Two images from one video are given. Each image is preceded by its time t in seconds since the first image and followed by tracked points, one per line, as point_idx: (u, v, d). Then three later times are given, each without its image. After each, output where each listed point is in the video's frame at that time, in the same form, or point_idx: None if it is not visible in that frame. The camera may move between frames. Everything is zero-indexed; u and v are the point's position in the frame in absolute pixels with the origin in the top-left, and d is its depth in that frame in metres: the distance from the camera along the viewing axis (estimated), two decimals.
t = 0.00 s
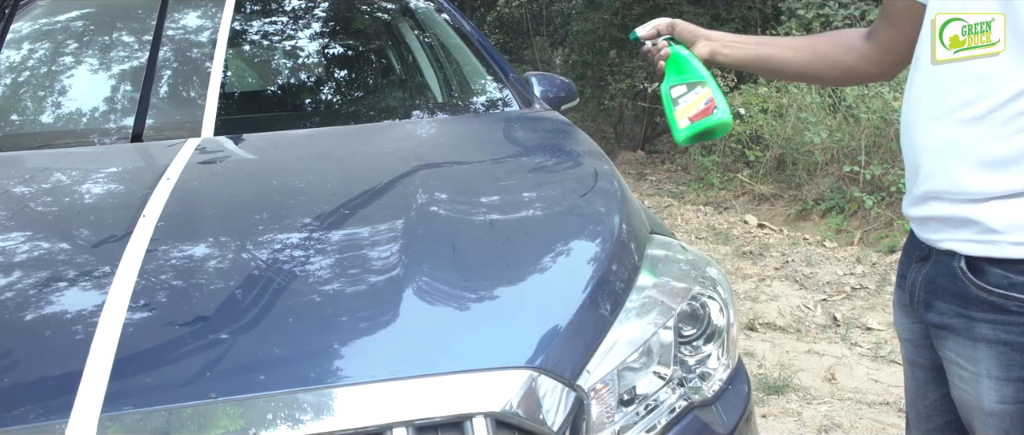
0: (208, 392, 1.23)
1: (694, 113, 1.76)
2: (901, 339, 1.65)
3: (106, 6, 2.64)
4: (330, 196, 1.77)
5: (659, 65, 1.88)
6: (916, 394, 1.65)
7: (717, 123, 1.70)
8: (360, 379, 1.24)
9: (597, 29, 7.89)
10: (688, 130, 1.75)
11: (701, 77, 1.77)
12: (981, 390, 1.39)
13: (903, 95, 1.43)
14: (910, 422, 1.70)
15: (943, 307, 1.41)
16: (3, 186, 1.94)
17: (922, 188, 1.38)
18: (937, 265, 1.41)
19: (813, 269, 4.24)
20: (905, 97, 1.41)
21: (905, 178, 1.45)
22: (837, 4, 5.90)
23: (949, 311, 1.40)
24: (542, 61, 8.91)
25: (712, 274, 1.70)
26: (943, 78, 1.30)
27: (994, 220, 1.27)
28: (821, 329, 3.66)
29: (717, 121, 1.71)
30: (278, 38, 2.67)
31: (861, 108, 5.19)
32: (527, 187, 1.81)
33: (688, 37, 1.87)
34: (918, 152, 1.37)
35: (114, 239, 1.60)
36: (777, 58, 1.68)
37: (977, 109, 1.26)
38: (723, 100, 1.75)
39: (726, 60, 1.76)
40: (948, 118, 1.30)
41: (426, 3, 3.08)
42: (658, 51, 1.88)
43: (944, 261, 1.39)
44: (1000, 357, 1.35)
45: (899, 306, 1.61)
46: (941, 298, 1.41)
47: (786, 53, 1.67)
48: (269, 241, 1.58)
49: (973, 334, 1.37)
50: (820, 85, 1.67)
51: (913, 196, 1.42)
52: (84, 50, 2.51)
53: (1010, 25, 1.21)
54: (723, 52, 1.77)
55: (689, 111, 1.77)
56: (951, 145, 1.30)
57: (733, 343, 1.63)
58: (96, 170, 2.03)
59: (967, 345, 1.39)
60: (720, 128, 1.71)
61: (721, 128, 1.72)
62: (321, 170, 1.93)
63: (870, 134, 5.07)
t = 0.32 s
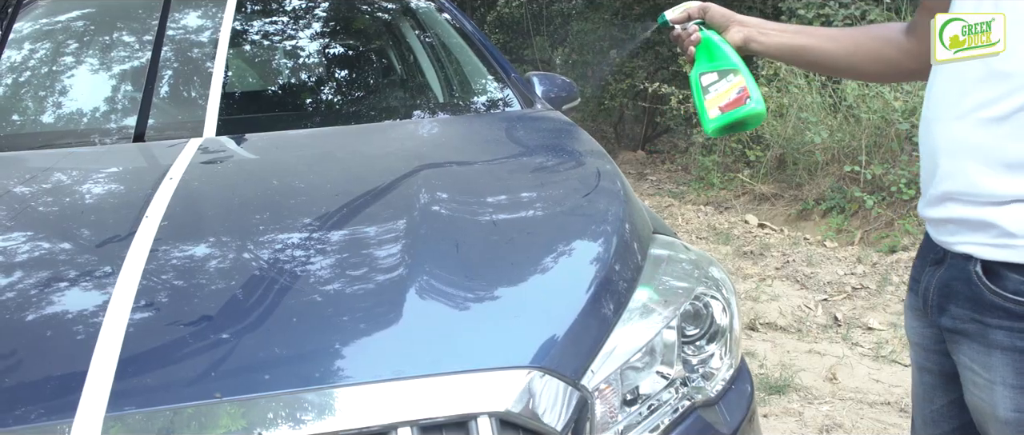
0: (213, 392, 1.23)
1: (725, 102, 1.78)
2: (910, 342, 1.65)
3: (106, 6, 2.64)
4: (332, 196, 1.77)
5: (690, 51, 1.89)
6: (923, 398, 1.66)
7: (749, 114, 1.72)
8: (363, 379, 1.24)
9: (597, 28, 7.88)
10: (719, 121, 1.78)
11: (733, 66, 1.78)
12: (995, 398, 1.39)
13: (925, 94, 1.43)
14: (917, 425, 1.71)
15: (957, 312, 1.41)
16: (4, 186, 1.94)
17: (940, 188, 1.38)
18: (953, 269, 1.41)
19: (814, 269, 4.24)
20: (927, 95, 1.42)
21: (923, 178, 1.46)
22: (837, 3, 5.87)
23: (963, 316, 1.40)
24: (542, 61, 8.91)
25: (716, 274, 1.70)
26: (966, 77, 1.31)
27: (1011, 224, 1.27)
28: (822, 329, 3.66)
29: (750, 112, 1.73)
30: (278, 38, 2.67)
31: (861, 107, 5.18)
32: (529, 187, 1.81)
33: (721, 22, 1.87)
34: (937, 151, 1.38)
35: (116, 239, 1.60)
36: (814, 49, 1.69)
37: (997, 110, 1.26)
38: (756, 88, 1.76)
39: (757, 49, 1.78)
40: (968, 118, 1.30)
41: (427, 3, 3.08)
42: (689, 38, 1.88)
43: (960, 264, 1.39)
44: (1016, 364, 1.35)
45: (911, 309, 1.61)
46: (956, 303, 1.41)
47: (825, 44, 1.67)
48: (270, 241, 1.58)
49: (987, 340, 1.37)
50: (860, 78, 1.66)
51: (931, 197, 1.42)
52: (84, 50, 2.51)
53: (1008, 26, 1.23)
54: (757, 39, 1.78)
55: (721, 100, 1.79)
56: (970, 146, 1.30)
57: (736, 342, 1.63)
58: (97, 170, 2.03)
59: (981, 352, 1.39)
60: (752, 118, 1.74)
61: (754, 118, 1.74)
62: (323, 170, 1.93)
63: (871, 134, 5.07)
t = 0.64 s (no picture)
0: (217, 392, 1.23)
1: (752, 115, 1.73)
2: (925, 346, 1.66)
3: (107, 6, 2.64)
4: (334, 196, 1.77)
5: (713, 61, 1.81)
6: (934, 402, 1.66)
7: (780, 127, 1.69)
8: (365, 378, 1.24)
9: (597, 28, 7.88)
10: (746, 135, 1.74)
11: (760, 77, 1.72)
12: (1018, 405, 1.39)
13: (950, 95, 1.43)
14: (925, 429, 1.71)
15: (980, 317, 1.41)
16: (5, 185, 1.94)
17: (964, 191, 1.38)
18: (974, 273, 1.41)
19: (815, 269, 4.23)
20: (951, 95, 1.42)
21: (946, 180, 1.45)
22: (838, 3, 5.86)
23: (986, 321, 1.40)
24: (542, 61, 8.91)
25: (718, 273, 1.70)
26: (995, 77, 1.30)
27: None
28: (823, 329, 3.65)
29: (781, 125, 1.69)
30: (278, 38, 2.66)
31: (862, 107, 5.18)
32: (531, 186, 1.81)
33: (745, 30, 1.79)
34: (962, 152, 1.37)
35: (118, 239, 1.60)
36: (851, 57, 1.63)
37: None
38: (786, 99, 1.72)
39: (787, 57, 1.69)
40: (998, 119, 1.29)
41: (428, 3, 3.08)
42: (711, 47, 1.80)
43: (983, 268, 1.38)
44: None
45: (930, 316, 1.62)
46: (979, 307, 1.41)
47: (857, 52, 1.62)
48: (271, 241, 1.58)
49: (1012, 347, 1.36)
50: (891, 86, 1.64)
51: (954, 199, 1.42)
52: (85, 50, 2.51)
53: (1009, 26, 1.26)
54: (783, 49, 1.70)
55: (748, 113, 1.74)
56: (999, 148, 1.30)
57: (739, 342, 1.63)
58: (97, 169, 2.03)
59: (1005, 359, 1.38)
60: (783, 131, 1.70)
61: (784, 131, 1.70)
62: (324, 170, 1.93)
63: (872, 133, 5.08)
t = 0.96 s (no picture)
0: (223, 391, 1.23)
1: (784, 131, 1.65)
2: (938, 348, 1.65)
3: (108, 5, 2.64)
4: (335, 196, 1.76)
5: (738, 74, 1.77)
6: (944, 405, 1.65)
7: (813, 143, 1.59)
8: (369, 378, 1.24)
9: (597, 28, 7.89)
10: (777, 152, 1.65)
11: (791, 91, 1.66)
12: None
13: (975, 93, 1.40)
14: (933, 431, 1.71)
15: (1003, 320, 1.40)
16: (6, 185, 1.94)
17: (989, 192, 1.35)
18: (996, 275, 1.40)
19: (816, 269, 4.24)
20: (977, 93, 1.38)
21: (970, 180, 1.43)
22: (839, 2, 5.84)
23: (1009, 325, 1.39)
24: (543, 61, 8.92)
25: (721, 273, 1.70)
26: None
27: None
28: (824, 329, 3.65)
29: (814, 141, 1.60)
30: (279, 38, 2.67)
31: (864, 107, 5.17)
32: (533, 186, 1.81)
33: (772, 42, 1.77)
34: (987, 154, 1.34)
35: (122, 239, 1.60)
36: (884, 65, 1.64)
37: None
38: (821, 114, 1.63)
39: (818, 68, 1.70)
40: None
41: (428, 3, 3.08)
42: (737, 59, 1.77)
43: (1007, 271, 1.37)
44: None
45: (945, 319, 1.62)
46: (1002, 310, 1.40)
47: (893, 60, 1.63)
48: (272, 241, 1.58)
49: None
50: (926, 93, 1.62)
51: (978, 201, 1.39)
52: (86, 50, 2.51)
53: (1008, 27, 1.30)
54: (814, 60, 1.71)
55: (779, 129, 1.66)
56: None
57: (742, 342, 1.63)
58: (98, 169, 2.03)
59: None
60: (816, 148, 1.60)
61: (818, 148, 1.61)
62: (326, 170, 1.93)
63: (873, 133, 5.08)
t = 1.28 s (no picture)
0: (228, 392, 1.23)
1: (814, 141, 1.58)
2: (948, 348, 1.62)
3: (109, 5, 2.64)
4: (336, 196, 1.76)
5: (764, 81, 1.72)
6: (953, 405, 1.62)
7: (846, 154, 1.53)
8: (373, 378, 1.24)
9: (599, 28, 7.90)
10: (808, 163, 1.58)
11: (820, 98, 1.60)
12: None
13: (995, 90, 1.36)
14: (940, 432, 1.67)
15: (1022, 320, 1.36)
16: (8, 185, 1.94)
17: (1011, 193, 1.31)
18: (1016, 276, 1.36)
19: (817, 269, 4.23)
20: (1000, 90, 1.34)
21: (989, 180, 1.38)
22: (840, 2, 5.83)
23: None
24: (542, 61, 8.89)
25: (723, 273, 1.70)
26: None
27: None
28: (825, 328, 3.65)
29: (846, 152, 1.53)
30: (280, 38, 2.66)
31: (864, 107, 5.06)
32: (536, 186, 1.81)
33: (798, 47, 1.73)
34: (1009, 152, 1.30)
35: (126, 239, 1.60)
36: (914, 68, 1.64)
37: None
38: (854, 124, 1.57)
39: (848, 74, 1.69)
40: None
41: (430, 2, 3.08)
42: (762, 67, 1.73)
43: None
44: None
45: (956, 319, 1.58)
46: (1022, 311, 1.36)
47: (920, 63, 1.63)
48: (272, 241, 1.58)
49: None
50: (957, 96, 1.63)
51: (999, 203, 1.35)
52: (87, 50, 2.51)
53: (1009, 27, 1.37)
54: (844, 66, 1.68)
55: (808, 139, 1.60)
56: None
57: (744, 342, 1.63)
58: (99, 169, 2.03)
59: None
60: (849, 159, 1.54)
61: (850, 160, 1.54)
62: (327, 170, 1.93)
63: (874, 133, 5.01)
